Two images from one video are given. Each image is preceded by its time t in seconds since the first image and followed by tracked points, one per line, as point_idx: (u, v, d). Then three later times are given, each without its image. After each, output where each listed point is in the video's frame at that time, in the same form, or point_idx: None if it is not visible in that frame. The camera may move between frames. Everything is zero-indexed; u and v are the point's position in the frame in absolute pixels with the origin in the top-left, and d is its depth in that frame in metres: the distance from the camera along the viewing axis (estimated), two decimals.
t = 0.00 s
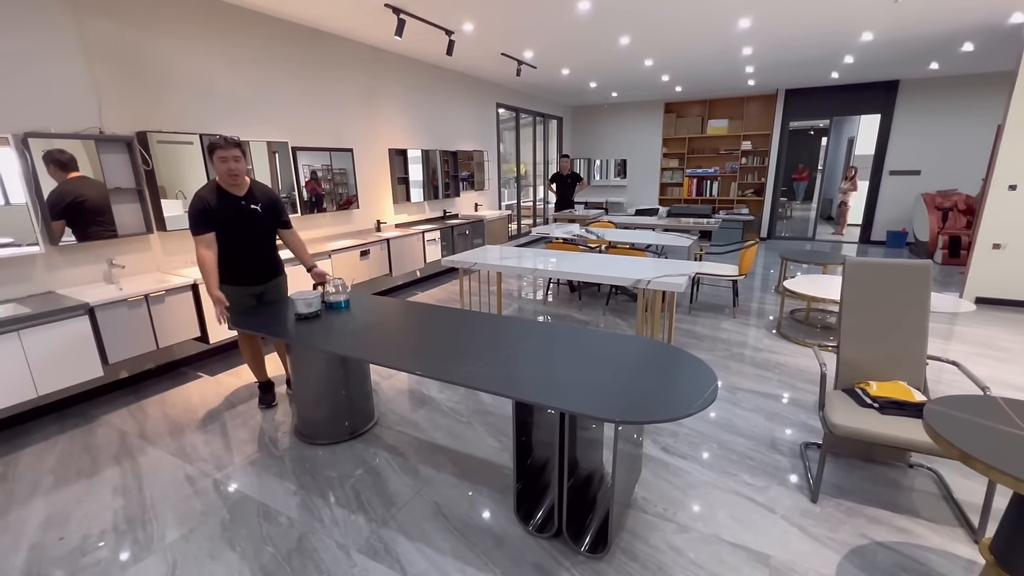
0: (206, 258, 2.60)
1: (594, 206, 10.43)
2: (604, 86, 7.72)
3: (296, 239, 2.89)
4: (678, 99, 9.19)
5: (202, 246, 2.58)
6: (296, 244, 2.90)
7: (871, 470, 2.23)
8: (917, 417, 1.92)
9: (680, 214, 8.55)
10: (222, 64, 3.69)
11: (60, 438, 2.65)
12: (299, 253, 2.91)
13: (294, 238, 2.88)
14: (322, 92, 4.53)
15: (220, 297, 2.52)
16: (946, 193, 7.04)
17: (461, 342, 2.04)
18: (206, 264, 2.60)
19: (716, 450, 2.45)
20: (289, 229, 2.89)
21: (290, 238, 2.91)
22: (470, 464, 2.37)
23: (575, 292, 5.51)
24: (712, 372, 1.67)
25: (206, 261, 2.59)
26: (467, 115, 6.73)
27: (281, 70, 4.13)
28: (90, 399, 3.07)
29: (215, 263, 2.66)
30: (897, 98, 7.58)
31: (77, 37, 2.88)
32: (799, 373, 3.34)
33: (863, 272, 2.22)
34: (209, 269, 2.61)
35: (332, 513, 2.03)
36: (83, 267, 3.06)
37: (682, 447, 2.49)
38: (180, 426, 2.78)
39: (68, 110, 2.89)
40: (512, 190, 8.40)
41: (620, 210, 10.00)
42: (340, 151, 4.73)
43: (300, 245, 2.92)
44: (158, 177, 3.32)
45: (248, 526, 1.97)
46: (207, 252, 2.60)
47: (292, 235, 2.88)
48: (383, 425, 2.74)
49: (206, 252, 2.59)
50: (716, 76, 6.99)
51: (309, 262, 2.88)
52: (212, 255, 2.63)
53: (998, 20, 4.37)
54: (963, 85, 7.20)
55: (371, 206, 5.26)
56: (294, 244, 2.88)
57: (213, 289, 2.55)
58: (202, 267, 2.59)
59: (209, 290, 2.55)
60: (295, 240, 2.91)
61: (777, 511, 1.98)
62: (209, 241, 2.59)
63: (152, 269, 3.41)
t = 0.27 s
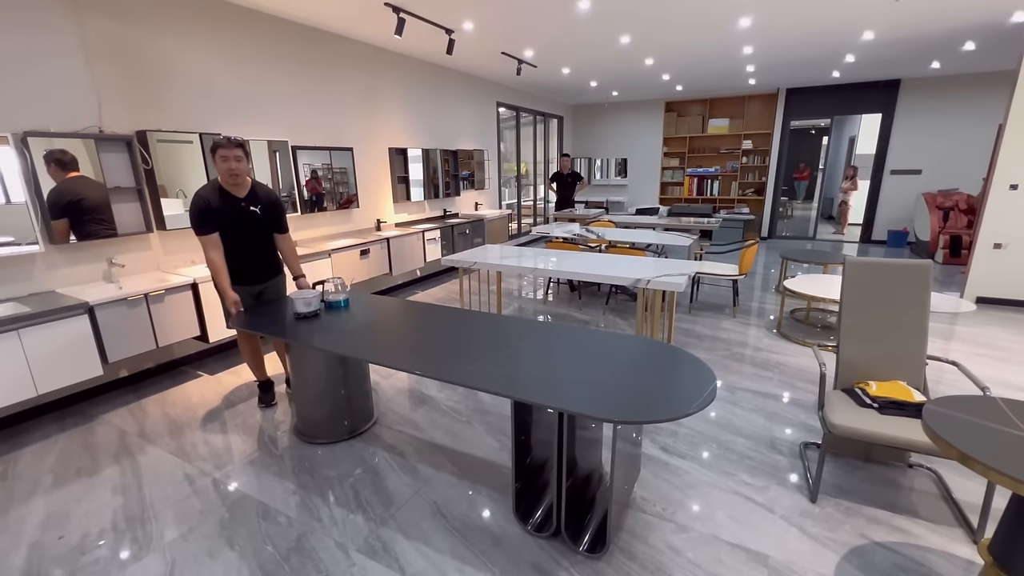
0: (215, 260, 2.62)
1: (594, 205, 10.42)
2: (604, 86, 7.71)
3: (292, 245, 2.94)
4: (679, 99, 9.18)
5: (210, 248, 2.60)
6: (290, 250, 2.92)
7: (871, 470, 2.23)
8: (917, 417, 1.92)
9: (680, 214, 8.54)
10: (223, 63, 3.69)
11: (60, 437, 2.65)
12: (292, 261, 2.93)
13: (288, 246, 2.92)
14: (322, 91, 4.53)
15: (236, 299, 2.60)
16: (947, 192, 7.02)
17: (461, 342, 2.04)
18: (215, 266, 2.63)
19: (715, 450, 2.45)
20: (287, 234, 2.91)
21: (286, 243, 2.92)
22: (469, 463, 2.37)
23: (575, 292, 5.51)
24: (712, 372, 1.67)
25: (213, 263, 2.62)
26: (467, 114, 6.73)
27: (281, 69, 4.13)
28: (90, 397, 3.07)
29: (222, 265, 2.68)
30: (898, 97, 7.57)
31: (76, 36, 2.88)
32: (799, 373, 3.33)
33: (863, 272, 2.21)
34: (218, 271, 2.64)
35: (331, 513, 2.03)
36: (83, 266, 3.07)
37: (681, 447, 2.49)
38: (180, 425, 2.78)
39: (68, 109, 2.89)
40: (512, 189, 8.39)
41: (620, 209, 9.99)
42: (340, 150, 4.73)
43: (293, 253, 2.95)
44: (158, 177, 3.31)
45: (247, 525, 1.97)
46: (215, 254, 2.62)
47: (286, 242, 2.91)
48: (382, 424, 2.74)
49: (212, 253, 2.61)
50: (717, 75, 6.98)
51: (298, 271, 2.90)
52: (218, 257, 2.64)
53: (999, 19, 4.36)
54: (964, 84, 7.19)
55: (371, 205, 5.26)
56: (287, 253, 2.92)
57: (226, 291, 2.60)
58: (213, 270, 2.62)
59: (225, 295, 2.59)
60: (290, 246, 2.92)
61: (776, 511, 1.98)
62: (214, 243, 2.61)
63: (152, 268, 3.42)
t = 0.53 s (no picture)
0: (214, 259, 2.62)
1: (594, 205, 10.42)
2: (604, 86, 7.72)
3: (293, 245, 2.96)
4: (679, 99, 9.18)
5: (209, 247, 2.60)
6: (291, 250, 2.93)
7: (870, 470, 2.23)
8: (915, 417, 1.92)
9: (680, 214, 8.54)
10: (223, 64, 3.69)
11: (60, 437, 2.66)
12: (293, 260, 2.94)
13: (291, 246, 2.94)
14: (321, 92, 4.53)
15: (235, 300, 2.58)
16: (947, 193, 7.02)
17: (460, 343, 2.04)
18: (215, 266, 2.62)
19: (713, 450, 2.45)
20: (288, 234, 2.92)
21: (287, 244, 2.94)
22: (468, 463, 2.37)
23: (574, 292, 5.51)
24: (710, 373, 1.67)
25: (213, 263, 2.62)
26: (467, 114, 6.73)
27: (280, 69, 4.14)
28: (89, 397, 3.08)
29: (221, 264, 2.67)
30: (898, 97, 7.57)
31: (76, 37, 2.89)
32: (798, 373, 3.34)
33: (861, 272, 2.22)
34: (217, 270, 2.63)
35: (330, 513, 2.04)
36: (83, 266, 3.07)
37: (680, 447, 2.49)
38: (180, 425, 2.78)
39: (68, 109, 2.89)
40: (511, 190, 8.39)
41: (620, 210, 9.99)
42: (340, 151, 4.73)
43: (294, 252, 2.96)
44: (158, 177, 3.32)
45: (246, 525, 1.98)
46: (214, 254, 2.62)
47: (288, 242, 2.92)
48: (381, 424, 2.75)
49: (212, 252, 2.60)
50: (717, 76, 6.99)
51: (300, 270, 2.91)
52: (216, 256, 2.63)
53: (999, 20, 4.36)
54: (964, 85, 7.19)
55: (371, 205, 5.26)
56: (289, 252, 2.93)
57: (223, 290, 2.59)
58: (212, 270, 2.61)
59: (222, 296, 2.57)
60: (292, 246, 2.94)
61: (775, 511, 1.98)
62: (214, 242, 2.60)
63: (152, 268, 3.42)
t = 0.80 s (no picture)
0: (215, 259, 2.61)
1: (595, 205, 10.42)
2: (604, 86, 7.72)
3: (293, 245, 2.96)
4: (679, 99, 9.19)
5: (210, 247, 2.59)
6: (291, 250, 2.94)
7: (870, 471, 2.24)
8: (914, 417, 1.92)
9: (681, 214, 8.54)
10: (224, 65, 3.71)
11: (60, 437, 2.66)
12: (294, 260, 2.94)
13: (291, 246, 2.94)
14: (321, 93, 4.54)
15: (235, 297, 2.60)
16: (948, 193, 7.01)
17: (460, 343, 2.04)
18: (216, 265, 2.62)
19: (713, 451, 2.45)
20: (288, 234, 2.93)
21: (287, 243, 2.94)
22: (468, 464, 2.37)
23: (575, 292, 5.52)
24: (709, 373, 1.67)
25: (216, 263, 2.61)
26: (468, 115, 6.74)
27: (280, 69, 4.14)
28: (91, 397, 3.08)
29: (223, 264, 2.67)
30: (898, 98, 7.57)
31: (78, 38, 2.90)
32: (798, 374, 3.34)
33: (861, 273, 2.22)
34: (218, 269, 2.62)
35: (331, 513, 2.04)
36: (84, 267, 3.08)
37: (680, 447, 2.49)
38: (180, 425, 2.79)
39: (70, 110, 2.90)
40: (512, 190, 8.40)
41: (621, 210, 9.99)
42: (340, 151, 4.74)
43: (294, 252, 2.96)
44: (159, 178, 3.33)
45: (247, 525, 1.98)
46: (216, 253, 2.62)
47: (289, 242, 2.93)
48: (382, 424, 2.75)
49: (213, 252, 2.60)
50: (717, 76, 6.99)
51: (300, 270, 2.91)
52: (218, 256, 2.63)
53: (999, 20, 4.36)
54: (965, 85, 7.19)
55: (371, 206, 5.26)
56: (290, 253, 2.93)
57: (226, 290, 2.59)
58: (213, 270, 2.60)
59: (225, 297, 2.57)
60: (292, 246, 2.94)
61: (774, 512, 1.99)
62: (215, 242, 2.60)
63: (152, 268, 3.43)
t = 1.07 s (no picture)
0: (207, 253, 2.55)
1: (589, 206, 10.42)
2: (599, 87, 7.72)
3: (288, 244, 2.89)
4: (674, 100, 9.21)
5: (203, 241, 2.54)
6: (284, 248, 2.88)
7: (863, 473, 2.24)
8: (908, 421, 1.92)
9: (675, 215, 8.56)
10: (215, 62, 3.65)
11: (44, 441, 2.60)
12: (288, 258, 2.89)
13: (286, 245, 2.87)
14: (314, 92, 4.48)
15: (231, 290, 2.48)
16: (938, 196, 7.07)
17: (454, 345, 2.01)
18: (208, 260, 2.55)
19: (707, 453, 2.45)
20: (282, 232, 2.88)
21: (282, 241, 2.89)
22: (462, 467, 2.35)
23: (569, 293, 5.50)
24: (705, 377, 1.66)
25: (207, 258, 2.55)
26: (462, 115, 6.71)
27: (272, 67, 4.08)
28: (76, 400, 3.02)
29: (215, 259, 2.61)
30: (889, 101, 7.64)
31: (63, 33, 2.83)
32: (791, 375, 3.34)
33: (856, 276, 2.22)
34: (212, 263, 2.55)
35: (321, 518, 2.01)
36: (69, 266, 3.02)
37: (675, 450, 2.48)
38: (168, 428, 2.74)
39: (55, 107, 2.84)
40: (506, 190, 8.37)
41: (615, 211, 10.00)
42: (333, 150, 4.69)
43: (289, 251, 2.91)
44: (147, 176, 3.27)
45: (236, 531, 1.95)
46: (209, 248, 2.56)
47: (284, 240, 2.87)
48: (374, 427, 2.72)
49: (206, 248, 2.54)
50: (711, 78, 7.01)
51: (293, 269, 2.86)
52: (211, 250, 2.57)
53: (990, 25, 4.39)
54: (955, 89, 7.26)
55: (364, 205, 5.22)
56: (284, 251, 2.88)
57: (224, 286, 2.48)
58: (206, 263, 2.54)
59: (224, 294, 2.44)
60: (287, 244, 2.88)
61: (769, 515, 1.98)
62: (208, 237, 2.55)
63: (140, 268, 3.37)
